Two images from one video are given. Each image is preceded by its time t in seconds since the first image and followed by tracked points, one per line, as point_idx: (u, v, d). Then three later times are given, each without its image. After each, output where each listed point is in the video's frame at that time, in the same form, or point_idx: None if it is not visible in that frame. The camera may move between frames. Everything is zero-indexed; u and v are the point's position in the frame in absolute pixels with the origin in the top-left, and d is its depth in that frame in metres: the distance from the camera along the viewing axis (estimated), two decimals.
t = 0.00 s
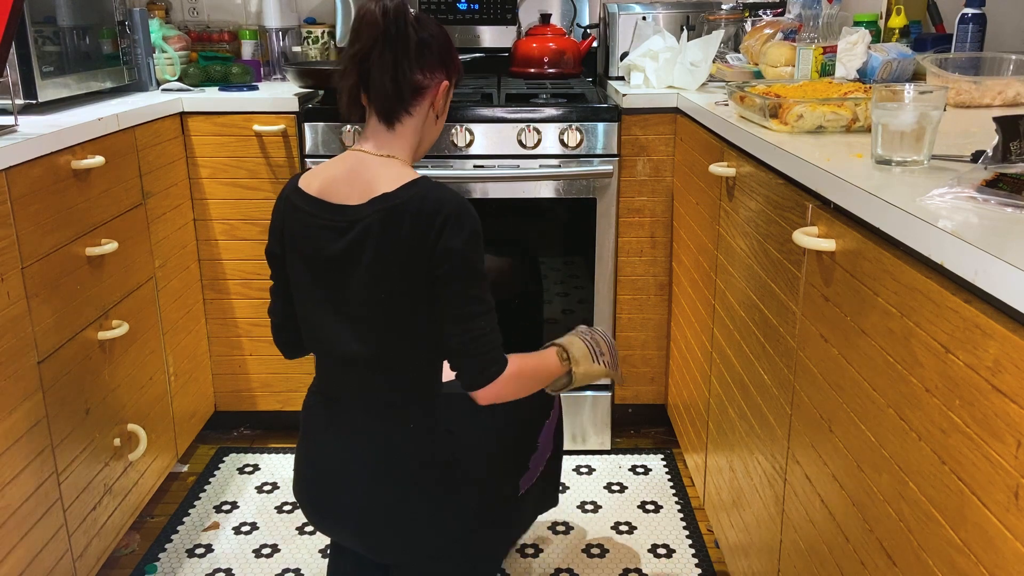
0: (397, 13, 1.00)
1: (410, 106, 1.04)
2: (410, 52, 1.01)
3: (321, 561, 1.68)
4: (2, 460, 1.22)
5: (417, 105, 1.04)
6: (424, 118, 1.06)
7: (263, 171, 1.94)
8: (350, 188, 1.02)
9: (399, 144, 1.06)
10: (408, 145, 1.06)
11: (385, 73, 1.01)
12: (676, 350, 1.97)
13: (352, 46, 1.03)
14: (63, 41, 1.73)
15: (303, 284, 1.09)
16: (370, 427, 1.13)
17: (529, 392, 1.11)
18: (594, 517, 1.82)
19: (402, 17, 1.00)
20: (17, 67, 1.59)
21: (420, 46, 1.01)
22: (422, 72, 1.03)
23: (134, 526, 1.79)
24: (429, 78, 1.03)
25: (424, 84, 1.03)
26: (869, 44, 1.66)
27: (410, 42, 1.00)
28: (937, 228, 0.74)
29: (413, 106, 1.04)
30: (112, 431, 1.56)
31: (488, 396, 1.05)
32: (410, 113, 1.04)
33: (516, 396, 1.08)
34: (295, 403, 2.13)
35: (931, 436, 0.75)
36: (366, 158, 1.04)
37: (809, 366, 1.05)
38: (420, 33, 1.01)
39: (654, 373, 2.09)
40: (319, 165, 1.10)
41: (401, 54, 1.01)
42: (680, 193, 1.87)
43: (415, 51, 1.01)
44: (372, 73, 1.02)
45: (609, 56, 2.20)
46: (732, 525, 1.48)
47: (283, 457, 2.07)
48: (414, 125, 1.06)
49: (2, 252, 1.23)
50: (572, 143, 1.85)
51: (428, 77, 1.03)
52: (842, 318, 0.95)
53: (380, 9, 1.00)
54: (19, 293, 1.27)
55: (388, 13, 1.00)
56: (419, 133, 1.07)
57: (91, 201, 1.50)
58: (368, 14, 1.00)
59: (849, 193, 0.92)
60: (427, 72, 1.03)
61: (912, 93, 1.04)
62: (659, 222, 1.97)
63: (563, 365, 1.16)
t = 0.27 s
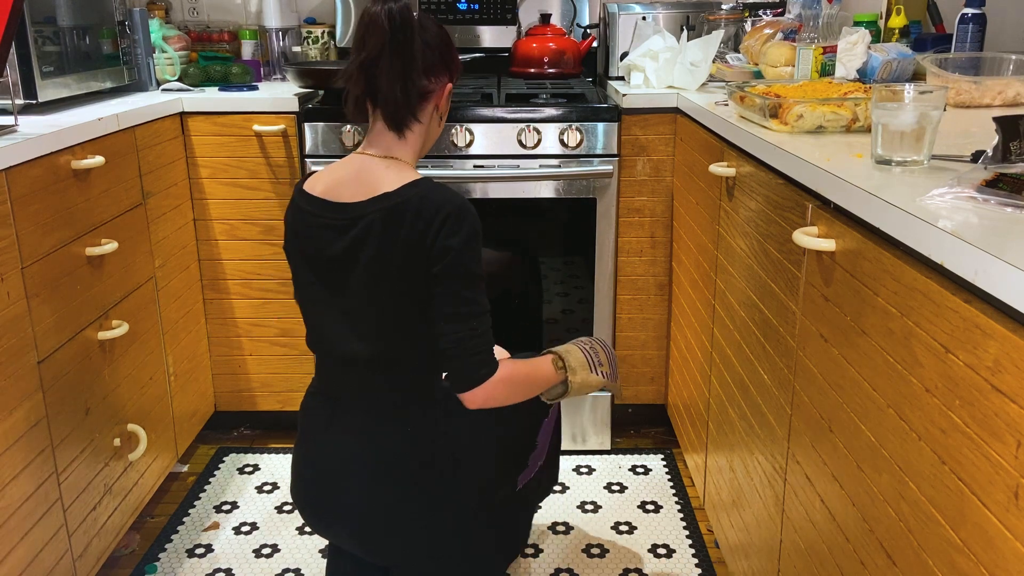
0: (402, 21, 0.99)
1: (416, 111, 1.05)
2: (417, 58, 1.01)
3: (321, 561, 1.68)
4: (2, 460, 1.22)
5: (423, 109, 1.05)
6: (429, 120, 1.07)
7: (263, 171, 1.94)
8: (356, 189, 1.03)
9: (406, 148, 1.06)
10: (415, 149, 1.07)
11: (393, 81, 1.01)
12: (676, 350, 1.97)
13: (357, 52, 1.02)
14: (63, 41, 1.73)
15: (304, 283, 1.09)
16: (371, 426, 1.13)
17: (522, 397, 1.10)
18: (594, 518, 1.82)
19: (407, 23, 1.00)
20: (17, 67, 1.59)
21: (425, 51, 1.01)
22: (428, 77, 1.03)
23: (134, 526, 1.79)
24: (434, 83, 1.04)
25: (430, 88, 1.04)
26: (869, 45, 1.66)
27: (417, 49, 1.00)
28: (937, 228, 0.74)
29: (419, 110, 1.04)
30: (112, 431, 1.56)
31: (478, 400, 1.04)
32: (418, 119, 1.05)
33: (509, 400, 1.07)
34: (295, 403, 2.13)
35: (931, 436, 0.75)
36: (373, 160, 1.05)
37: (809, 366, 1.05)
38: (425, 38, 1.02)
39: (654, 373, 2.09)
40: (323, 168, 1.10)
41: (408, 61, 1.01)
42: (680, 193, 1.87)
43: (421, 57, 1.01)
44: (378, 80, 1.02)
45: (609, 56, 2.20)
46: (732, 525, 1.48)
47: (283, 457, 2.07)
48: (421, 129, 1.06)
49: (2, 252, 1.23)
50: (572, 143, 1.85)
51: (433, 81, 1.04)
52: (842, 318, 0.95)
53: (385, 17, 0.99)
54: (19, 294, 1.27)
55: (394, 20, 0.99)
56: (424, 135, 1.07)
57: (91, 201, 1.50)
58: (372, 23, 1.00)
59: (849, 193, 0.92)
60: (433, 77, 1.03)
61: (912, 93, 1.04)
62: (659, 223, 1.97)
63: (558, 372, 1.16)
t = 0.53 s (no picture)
0: (397, 21, 0.99)
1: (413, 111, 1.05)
2: (413, 59, 1.01)
3: (320, 561, 1.68)
4: (2, 461, 1.22)
5: (419, 109, 1.05)
6: (425, 120, 1.07)
7: (263, 171, 1.94)
8: (349, 189, 1.03)
9: (403, 148, 1.07)
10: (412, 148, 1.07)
11: (389, 82, 1.01)
12: (676, 350, 1.97)
13: (352, 54, 1.02)
14: (63, 41, 1.73)
15: (301, 283, 1.09)
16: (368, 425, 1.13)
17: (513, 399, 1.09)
18: (594, 517, 1.82)
19: (402, 24, 1.00)
20: (17, 67, 1.60)
21: (421, 51, 1.01)
22: (423, 77, 1.03)
23: (134, 526, 1.79)
24: (430, 83, 1.04)
25: (426, 89, 1.04)
26: (869, 45, 1.66)
27: (412, 50, 1.00)
28: (937, 228, 0.74)
29: (416, 111, 1.05)
30: (112, 431, 1.56)
31: (470, 403, 1.04)
32: (414, 119, 1.05)
33: (501, 401, 1.07)
34: (295, 403, 2.13)
35: (931, 436, 0.75)
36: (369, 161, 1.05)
37: (809, 366, 1.05)
38: (421, 38, 1.01)
39: (653, 373, 2.09)
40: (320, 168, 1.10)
41: (403, 64, 1.00)
42: (680, 193, 1.87)
43: (416, 58, 1.01)
44: (373, 82, 1.02)
45: (609, 56, 2.20)
46: (732, 525, 1.48)
47: (283, 457, 2.07)
48: (417, 129, 1.07)
49: (2, 252, 1.23)
50: (572, 143, 1.85)
51: (429, 81, 1.04)
52: (842, 318, 0.95)
53: (380, 17, 0.99)
54: (19, 294, 1.27)
55: (388, 22, 0.99)
56: (421, 135, 1.08)
57: (91, 201, 1.50)
58: (367, 23, 0.99)
59: (849, 194, 0.92)
60: (429, 77, 1.03)
61: (912, 93, 1.04)
62: (659, 223, 1.97)
63: (553, 370, 1.14)
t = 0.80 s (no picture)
0: (376, 16, 0.99)
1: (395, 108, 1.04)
2: (393, 55, 1.00)
3: (320, 561, 1.68)
4: (1, 461, 1.21)
5: (403, 105, 1.04)
6: (411, 117, 1.06)
7: (263, 171, 1.94)
8: (336, 190, 1.03)
9: (388, 145, 1.06)
10: (396, 145, 1.07)
11: (369, 79, 1.01)
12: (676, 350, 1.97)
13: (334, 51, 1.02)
14: (63, 41, 1.73)
15: (298, 283, 1.09)
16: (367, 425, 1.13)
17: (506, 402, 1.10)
18: (594, 517, 1.82)
19: (382, 19, 0.99)
20: (17, 67, 1.60)
21: (402, 46, 1.00)
22: (406, 73, 1.02)
23: (134, 526, 1.79)
24: (413, 79, 1.03)
25: (409, 85, 1.03)
26: (869, 45, 1.66)
27: (392, 45, 0.99)
28: (937, 228, 0.74)
29: (399, 107, 1.04)
30: (112, 431, 1.56)
31: (462, 408, 1.05)
32: (398, 116, 1.05)
33: (492, 405, 1.08)
34: (295, 403, 2.13)
35: (931, 436, 0.75)
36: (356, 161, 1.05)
37: (809, 366, 1.05)
38: (402, 33, 1.00)
39: (653, 373, 2.09)
40: (310, 166, 1.11)
41: (380, 60, 1.00)
42: (680, 193, 1.87)
43: (397, 53, 1.00)
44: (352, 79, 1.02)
45: (609, 56, 2.20)
46: (732, 525, 1.48)
47: (283, 457, 2.07)
48: (402, 126, 1.06)
49: (2, 252, 1.23)
50: (572, 143, 1.85)
51: (413, 77, 1.03)
52: (842, 318, 0.95)
53: (359, 13, 0.98)
54: (19, 294, 1.27)
55: (366, 18, 0.99)
56: (407, 132, 1.07)
57: (91, 201, 1.50)
58: (347, 19, 0.99)
59: (849, 194, 0.92)
60: (412, 73, 1.02)
61: (912, 93, 1.04)
62: (659, 222, 1.97)
63: (546, 372, 1.15)
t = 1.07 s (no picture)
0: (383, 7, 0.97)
1: (401, 99, 1.03)
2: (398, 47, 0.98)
3: (320, 561, 1.68)
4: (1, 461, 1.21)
5: (410, 97, 1.03)
6: (419, 107, 1.05)
7: (263, 171, 1.94)
8: (339, 176, 1.04)
9: (393, 136, 1.06)
10: (401, 135, 1.06)
11: (374, 70, 1.00)
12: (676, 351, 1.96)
13: (338, 41, 1.02)
14: (63, 41, 1.73)
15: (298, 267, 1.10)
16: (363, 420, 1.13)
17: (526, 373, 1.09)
18: (594, 517, 1.82)
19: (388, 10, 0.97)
20: (17, 67, 1.59)
21: (409, 38, 0.99)
22: (413, 65, 1.01)
23: (134, 526, 1.79)
24: (421, 70, 1.01)
25: (416, 77, 1.02)
26: (869, 45, 1.66)
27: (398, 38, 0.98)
28: (937, 228, 0.74)
29: (405, 98, 1.03)
30: (112, 431, 1.56)
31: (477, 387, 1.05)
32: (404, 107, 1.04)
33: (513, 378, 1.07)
34: (295, 403, 2.13)
35: (931, 435, 0.75)
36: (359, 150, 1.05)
37: (809, 366, 1.05)
38: (409, 25, 0.99)
39: (653, 373, 2.09)
40: (316, 151, 1.11)
41: (384, 53, 0.99)
42: (680, 193, 1.87)
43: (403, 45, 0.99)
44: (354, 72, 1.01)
45: (609, 56, 2.20)
46: (732, 525, 1.48)
47: (282, 457, 2.07)
48: (409, 115, 1.05)
49: (2, 252, 1.23)
50: (572, 142, 1.85)
51: (420, 68, 1.01)
52: (842, 318, 0.95)
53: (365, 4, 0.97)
54: (19, 293, 1.27)
55: (369, 10, 0.98)
56: (414, 123, 1.06)
57: (91, 201, 1.50)
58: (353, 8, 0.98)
59: (849, 193, 0.92)
60: (419, 65, 1.01)
61: (912, 93, 1.04)
62: (659, 222, 1.97)
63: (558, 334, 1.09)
